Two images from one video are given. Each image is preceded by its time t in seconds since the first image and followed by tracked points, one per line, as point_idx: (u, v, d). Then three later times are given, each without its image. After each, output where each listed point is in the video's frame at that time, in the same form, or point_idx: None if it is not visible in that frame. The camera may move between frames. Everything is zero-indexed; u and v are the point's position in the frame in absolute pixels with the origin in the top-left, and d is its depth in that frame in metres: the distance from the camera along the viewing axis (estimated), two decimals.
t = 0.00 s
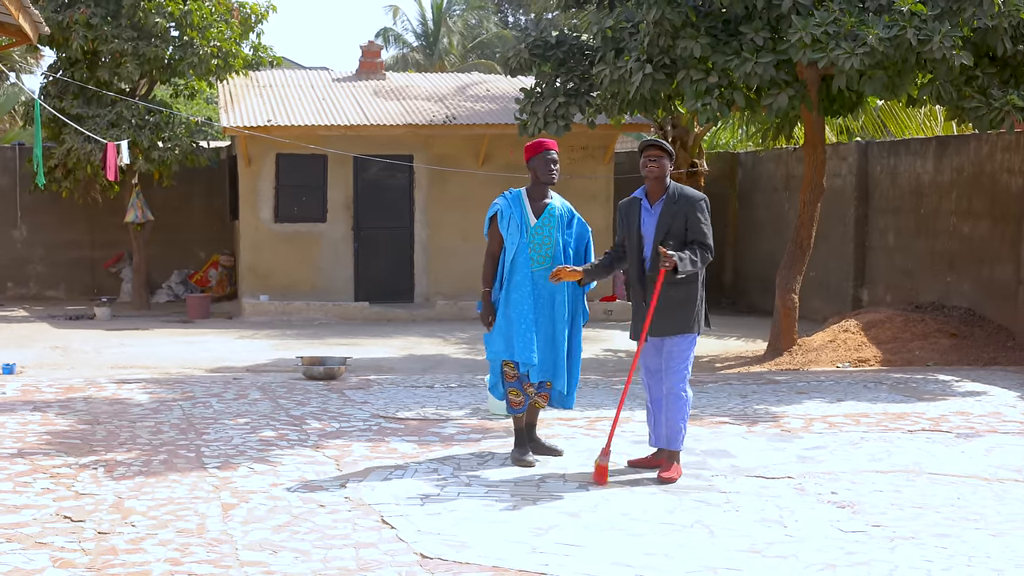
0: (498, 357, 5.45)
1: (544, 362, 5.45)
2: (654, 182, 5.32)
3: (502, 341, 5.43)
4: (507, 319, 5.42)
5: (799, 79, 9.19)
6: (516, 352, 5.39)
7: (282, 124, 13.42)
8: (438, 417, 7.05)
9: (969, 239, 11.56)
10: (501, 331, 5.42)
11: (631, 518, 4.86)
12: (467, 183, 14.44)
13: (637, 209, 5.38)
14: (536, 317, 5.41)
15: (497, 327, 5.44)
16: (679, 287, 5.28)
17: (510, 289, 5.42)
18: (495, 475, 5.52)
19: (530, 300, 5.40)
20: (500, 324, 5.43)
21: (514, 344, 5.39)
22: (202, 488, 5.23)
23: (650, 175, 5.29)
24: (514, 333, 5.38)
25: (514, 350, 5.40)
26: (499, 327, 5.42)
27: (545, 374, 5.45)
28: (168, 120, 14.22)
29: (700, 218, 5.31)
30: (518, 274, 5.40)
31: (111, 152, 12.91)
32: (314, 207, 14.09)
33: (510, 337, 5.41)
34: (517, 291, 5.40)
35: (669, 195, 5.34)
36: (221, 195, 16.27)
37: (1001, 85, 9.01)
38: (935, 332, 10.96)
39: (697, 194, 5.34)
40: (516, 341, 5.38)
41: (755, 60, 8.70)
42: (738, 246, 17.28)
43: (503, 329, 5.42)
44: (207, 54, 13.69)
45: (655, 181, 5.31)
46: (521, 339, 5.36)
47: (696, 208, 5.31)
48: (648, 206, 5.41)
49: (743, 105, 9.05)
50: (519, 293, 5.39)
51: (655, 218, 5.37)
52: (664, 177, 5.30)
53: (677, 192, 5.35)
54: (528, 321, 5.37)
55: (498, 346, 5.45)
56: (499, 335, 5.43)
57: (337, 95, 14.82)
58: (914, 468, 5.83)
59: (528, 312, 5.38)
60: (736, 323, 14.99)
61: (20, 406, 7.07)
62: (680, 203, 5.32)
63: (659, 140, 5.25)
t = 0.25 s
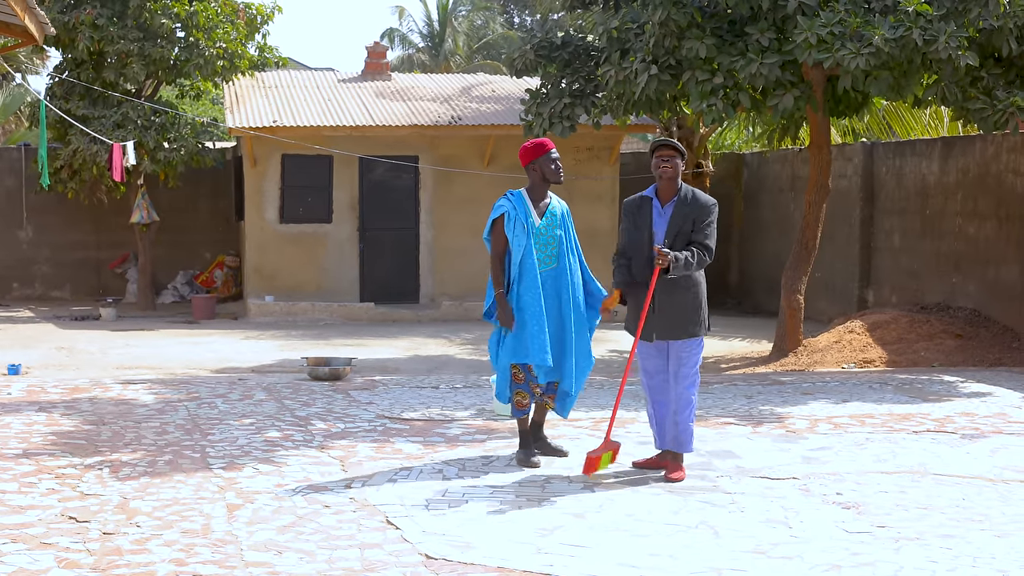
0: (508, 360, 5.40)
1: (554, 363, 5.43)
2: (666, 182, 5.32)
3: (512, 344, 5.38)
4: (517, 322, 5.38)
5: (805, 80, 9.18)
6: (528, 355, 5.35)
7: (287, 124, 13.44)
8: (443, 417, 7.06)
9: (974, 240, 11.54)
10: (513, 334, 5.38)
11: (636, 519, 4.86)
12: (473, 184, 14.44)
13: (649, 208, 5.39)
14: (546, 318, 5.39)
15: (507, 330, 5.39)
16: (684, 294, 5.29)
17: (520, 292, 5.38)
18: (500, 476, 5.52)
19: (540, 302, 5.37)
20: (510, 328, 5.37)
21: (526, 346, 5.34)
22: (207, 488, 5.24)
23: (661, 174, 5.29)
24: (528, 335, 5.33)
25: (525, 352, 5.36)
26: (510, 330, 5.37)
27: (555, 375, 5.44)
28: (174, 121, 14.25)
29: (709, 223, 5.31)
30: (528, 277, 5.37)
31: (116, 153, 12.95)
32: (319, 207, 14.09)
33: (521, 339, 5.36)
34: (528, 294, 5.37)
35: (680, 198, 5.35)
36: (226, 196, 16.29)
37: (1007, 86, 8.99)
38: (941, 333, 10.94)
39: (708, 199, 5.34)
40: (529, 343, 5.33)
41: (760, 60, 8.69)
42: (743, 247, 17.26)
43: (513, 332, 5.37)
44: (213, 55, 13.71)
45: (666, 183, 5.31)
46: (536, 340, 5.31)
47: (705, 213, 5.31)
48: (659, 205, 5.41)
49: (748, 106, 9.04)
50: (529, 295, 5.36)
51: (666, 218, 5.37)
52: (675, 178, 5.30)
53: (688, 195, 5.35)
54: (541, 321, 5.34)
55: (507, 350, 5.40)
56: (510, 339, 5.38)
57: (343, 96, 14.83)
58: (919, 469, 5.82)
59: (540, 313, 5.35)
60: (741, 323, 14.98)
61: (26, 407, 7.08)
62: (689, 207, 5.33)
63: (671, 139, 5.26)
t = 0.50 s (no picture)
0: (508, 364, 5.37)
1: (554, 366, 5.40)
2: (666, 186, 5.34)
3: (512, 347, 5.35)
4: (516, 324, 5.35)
5: (807, 80, 9.18)
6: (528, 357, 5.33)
7: (290, 125, 13.45)
8: (445, 418, 7.06)
9: (977, 240, 11.54)
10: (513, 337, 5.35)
11: (638, 519, 4.86)
12: (475, 185, 14.45)
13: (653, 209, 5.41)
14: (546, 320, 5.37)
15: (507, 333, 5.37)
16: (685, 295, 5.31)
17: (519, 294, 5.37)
18: (502, 476, 5.52)
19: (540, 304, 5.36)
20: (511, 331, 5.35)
21: (527, 348, 5.35)
22: (209, 488, 5.24)
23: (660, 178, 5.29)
24: (530, 337, 5.34)
25: (526, 354, 5.35)
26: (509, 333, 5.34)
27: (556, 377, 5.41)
28: (176, 121, 14.23)
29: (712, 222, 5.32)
30: (528, 278, 5.37)
31: (119, 153, 13.00)
32: (322, 208, 14.10)
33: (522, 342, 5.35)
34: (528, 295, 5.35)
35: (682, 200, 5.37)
36: (229, 196, 16.30)
37: (1009, 86, 8.98)
38: (943, 333, 10.93)
39: (710, 200, 5.36)
40: (532, 345, 5.34)
41: (763, 61, 8.69)
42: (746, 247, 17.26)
43: (513, 334, 5.34)
44: (215, 56, 13.72)
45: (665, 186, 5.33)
46: (538, 342, 5.32)
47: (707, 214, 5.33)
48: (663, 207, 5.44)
49: (750, 106, 9.03)
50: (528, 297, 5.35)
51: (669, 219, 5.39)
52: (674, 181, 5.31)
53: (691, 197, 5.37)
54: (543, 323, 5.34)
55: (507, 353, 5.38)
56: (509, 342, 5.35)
57: (345, 96, 14.84)
58: (921, 469, 5.82)
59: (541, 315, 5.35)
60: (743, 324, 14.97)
61: (28, 407, 7.09)
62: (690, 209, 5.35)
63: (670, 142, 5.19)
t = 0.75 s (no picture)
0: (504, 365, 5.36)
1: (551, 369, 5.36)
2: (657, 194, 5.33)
3: (509, 349, 5.34)
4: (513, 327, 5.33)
5: (808, 81, 9.18)
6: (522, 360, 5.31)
7: (291, 126, 13.45)
8: (446, 419, 7.05)
9: (978, 241, 11.53)
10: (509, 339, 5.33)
11: (639, 521, 4.86)
12: (476, 186, 14.46)
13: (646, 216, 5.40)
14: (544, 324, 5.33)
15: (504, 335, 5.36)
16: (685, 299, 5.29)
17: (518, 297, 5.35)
18: (503, 477, 5.53)
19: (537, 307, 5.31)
20: (508, 333, 5.34)
21: (524, 351, 5.32)
22: (210, 490, 5.24)
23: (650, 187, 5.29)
24: (526, 340, 5.31)
25: (522, 357, 5.32)
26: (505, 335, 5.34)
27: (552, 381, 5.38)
28: (177, 122, 14.21)
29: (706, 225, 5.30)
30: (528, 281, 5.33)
31: (121, 154, 13.00)
32: (323, 209, 14.10)
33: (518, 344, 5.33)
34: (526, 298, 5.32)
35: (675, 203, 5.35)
36: (230, 197, 16.31)
37: (1010, 88, 8.98)
38: (944, 334, 10.92)
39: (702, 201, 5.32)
40: (527, 349, 5.31)
41: (764, 61, 8.69)
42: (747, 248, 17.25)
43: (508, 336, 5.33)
44: (217, 56, 13.72)
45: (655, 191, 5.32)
46: (534, 346, 5.29)
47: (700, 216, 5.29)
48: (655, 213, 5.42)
49: (752, 107, 9.03)
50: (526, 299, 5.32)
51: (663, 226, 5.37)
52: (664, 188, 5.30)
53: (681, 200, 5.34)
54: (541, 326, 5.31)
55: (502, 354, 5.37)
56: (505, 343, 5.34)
57: (347, 97, 14.84)
58: (922, 470, 5.82)
59: (539, 318, 5.31)
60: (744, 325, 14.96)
61: (29, 408, 7.09)
62: (683, 211, 5.32)
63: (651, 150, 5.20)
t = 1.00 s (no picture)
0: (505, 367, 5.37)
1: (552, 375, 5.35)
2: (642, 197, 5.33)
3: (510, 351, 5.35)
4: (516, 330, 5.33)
5: (809, 82, 9.18)
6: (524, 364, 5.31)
7: (291, 127, 13.45)
8: (446, 420, 7.05)
9: (977, 242, 11.53)
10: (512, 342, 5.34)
11: (638, 521, 4.86)
12: (476, 186, 14.46)
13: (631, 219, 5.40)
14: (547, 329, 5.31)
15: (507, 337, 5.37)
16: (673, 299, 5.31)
17: (523, 300, 5.34)
18: (503, 478, 5.52)
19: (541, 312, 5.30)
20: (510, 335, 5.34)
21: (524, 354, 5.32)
22: (210, 490, 5.24)
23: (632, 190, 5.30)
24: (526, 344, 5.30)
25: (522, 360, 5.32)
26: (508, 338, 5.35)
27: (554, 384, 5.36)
28: (177, 123, 14.20)
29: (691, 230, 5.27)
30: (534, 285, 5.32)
31: (121, 155, 13.00)
32: (324, 209, 14.10)
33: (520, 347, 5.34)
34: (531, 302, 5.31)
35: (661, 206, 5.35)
36: (230, 198, 16.31)
37: (1009, 88, 8.98)
38: (944, 335, 10.92)
39: (687, 204, 5.31)
40: (527, 352, 5.30)
41: (763, 62, 8.69)
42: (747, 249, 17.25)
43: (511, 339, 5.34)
44: (217, 57, 13.70)
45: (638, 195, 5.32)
46: (533, 350, 5.27)
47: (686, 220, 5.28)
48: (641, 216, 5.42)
49: (752, 108, 9.02)
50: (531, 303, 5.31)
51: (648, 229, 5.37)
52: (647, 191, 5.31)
53: (667, 203, 5.34)
54: (541, 330, 5.29)
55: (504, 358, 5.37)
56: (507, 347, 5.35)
57: (347, 98, 14.83)
58: (922, 471, 5.82)
59: (541, 322, 5.29)
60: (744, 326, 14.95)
61: (28, 409, 7.09)
62: (669, 214, 5.32)
63: (642, 153, 5.28)
